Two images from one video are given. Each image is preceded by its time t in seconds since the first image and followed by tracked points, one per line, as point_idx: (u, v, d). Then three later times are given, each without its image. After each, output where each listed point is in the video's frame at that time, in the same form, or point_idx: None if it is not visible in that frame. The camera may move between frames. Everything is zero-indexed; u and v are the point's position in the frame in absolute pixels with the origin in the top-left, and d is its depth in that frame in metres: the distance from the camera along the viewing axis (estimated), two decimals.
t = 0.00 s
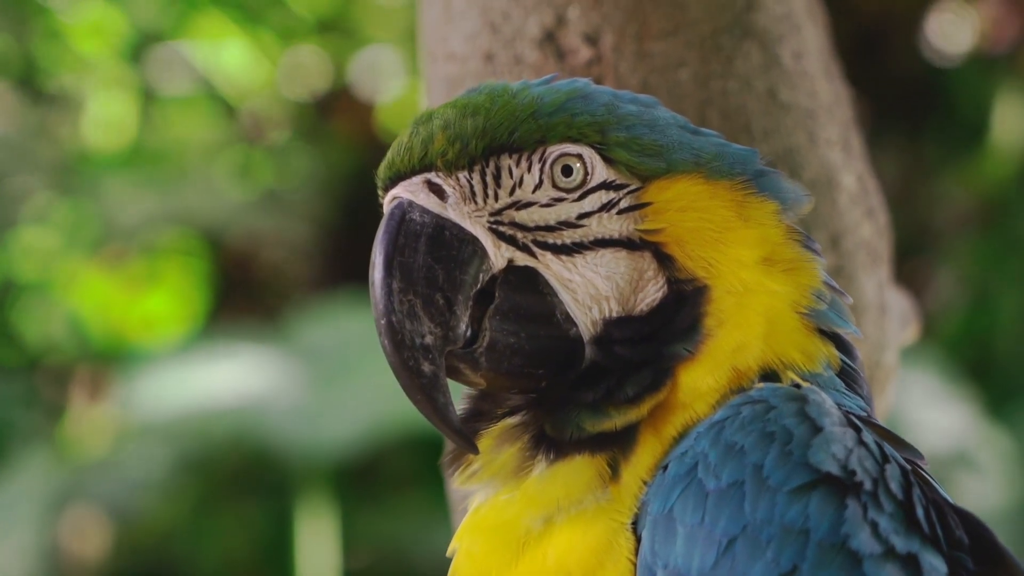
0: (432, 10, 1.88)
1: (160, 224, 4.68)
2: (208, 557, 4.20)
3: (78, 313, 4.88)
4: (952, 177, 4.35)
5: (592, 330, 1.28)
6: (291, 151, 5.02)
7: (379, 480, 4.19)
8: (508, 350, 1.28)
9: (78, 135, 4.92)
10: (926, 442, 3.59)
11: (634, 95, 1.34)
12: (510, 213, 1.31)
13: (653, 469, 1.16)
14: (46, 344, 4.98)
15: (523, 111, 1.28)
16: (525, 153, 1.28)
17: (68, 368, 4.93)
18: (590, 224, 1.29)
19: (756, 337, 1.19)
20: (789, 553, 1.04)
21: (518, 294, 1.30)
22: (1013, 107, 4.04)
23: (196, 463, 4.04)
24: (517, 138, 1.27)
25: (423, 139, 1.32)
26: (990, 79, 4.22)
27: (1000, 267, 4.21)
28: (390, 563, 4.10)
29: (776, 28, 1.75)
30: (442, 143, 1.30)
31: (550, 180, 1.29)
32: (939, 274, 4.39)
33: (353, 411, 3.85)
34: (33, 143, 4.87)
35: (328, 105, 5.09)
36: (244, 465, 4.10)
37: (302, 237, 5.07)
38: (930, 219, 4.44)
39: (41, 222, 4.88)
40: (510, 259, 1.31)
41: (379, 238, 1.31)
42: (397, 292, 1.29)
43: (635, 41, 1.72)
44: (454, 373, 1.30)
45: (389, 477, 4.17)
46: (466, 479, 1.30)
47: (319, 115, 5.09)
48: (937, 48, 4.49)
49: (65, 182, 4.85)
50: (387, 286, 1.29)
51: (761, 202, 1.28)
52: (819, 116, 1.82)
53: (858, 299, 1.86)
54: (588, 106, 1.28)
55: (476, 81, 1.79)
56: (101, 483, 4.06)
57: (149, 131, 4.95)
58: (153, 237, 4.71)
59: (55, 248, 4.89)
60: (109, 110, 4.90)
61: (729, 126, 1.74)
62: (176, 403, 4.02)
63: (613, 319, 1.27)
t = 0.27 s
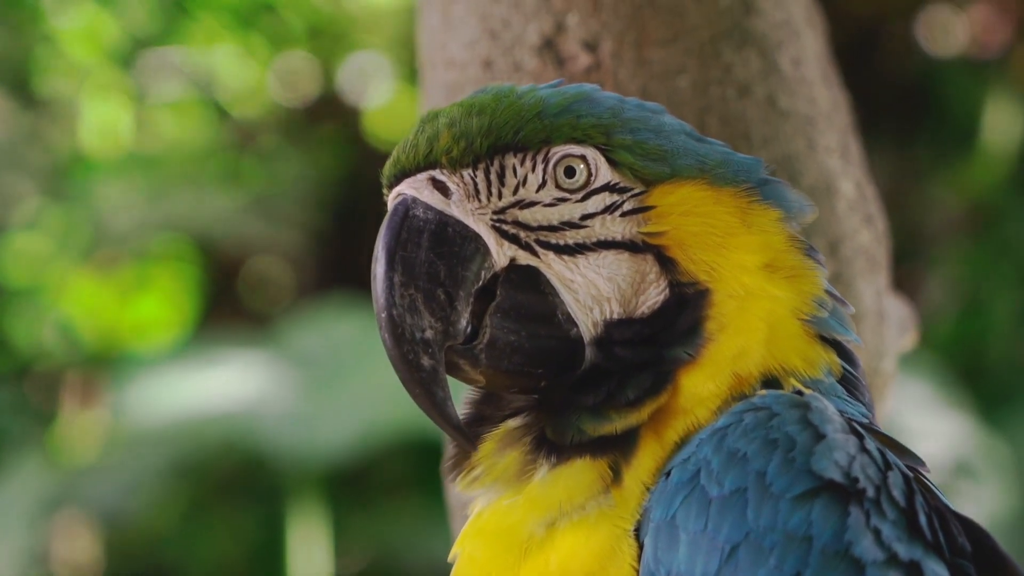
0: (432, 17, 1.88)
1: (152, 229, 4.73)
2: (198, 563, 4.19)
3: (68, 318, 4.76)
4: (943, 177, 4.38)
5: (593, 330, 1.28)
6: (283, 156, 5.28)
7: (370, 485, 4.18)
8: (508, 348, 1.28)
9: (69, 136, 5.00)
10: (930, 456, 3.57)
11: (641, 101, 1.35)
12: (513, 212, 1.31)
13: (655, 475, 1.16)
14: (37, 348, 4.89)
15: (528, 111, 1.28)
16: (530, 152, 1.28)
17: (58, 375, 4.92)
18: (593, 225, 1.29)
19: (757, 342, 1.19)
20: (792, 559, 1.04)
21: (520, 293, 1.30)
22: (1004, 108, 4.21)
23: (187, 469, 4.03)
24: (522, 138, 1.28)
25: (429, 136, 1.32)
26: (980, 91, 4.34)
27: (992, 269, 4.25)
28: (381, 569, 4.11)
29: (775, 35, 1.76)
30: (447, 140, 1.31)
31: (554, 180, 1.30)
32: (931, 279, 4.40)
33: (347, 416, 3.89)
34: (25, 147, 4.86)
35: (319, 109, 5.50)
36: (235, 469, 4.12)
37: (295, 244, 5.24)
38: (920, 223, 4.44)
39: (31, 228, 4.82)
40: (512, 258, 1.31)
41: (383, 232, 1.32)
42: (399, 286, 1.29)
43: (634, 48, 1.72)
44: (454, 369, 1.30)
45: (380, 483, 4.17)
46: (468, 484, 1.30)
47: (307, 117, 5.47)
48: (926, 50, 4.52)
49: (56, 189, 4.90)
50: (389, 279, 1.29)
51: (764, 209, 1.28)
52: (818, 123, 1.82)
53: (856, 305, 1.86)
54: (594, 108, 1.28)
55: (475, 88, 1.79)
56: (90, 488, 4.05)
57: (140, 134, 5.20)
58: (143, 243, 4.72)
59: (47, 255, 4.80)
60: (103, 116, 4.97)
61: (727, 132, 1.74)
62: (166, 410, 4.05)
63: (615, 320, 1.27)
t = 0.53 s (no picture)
0: (429, 23, 1.89)
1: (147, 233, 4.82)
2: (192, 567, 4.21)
3: (61, 322, 4.78)
4: (936, 182, 4.40)
5: (591, 336, 1.28)
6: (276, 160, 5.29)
7: (363, 489, 4.17)
8: (507, 353, 1.28)
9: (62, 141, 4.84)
10: (926, 460, 3.51)
11: (639, 108, 1.35)
12: (511, 218, 1.31)
13: (655, 481, 1.16)
14: (27, 351, 4.82)
15: (526, 117, 1.29)
16: (528, 158, 1.29)
17: (50, 378, 4.89)
18: (591, 231, 1.30)
19: (756, 347, 1.19)
20: (794, 566, 1.04)
21: (518, 299, 1.30)
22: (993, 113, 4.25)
23: (180, 473, 4.02)
24: (520, 144, 1.28)
25: (427, 143, 1.33)
26: (972, 93, 4.33)
27: (982, 273, 4.24)
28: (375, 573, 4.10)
29: (772, 43, 1.77)
30: (445, 147, 1.31)
31: (551, 187, 1.30)
32: (924, 282, 4.41)
33: (342, 418, 3.89)
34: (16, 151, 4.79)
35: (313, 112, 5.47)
36: (227, 474, 4.10)
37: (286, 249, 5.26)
38: (914, 227, 4.46)
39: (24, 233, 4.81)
40: (511, 263, 1.32)
41: (381, 238, 1.32)
42: (397, 292, 1.29)
43: (632, 55, 1.72)
44: (453, 375, 1.30)
45: (374, 487, 4.17)
46: (468, 490, 1.30)
47: (300, 123, 5.44)
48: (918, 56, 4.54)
49: (49, 193, 4.85)
50: (388, 285, 1.29)
51: (762, 215, 1.28)
52: (815, 130, 1.83)
53: (853, 311, 1.86)
54: (592, 115, 1.29)
55: (473, 94, 1.79)
56: (83, 492, 4.04)
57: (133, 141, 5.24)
58: (136, 248, 4.81)
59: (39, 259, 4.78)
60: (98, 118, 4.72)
61: (725, 139, 1.74)
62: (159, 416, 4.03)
63: (613, 326, 1.27)
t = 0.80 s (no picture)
0: (426, 30, 1.89)
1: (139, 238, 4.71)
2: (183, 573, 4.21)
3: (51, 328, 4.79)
4: (928, 188, 4.40)
5: (589, 344, 1.28)
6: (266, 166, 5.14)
7: (354, 496, 4.16)
8: (504, 362, 1.28)
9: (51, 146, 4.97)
10: (925, 470, 3.44)
11: (635, 117, 1.35)
12: (509, 227, 1.31)
13: (655, 488, 1.16)
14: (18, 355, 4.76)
15: (523, 126, 1.29)
16: (525, 167, 1.29)
17: (40, 380, 4.76)
18: (588, 239, 1.30)
19: (753, 354, 1.20)
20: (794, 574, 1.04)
21: (516, 307, 1.30)
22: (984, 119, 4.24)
23: (171, 479, 4.00)
24: (517, 153, 1.28)
25: (424, 153, 1.33)
26: (961, 97, 4.35)
27: (975, 280, 4.27)
28: None
29: (769, 50, 1.78)
30: (442, 157, 1.31)
31: (548, 196, 1.30)
32: (917, 288, 4.41)
33: (334, 422, 3.90)
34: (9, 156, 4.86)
35: (302, 117, 5.34)
36: (217, 480, 4.09)
37: (281, 255, 5.03)
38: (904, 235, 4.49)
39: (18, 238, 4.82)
40: (508, 272, 1.32)
41: (379, 248, 1.32)
42: (396, 301, 1.29)
43: (630, 63, 1.73)
44: (451, 384, 1.30)
45: (365, 493, 4.15)
46: (468, 499, 1.30)
47: (288, 127, 5.31)
48: (909, 60, 4.55)
49: (42, 199, 4.88)
50: (386, 295, 1.29)
51: (759, 223, 1.28)
52: (812, 138, 1.83)
53: (851, 319, 1.87)
54: (588, 123, 1.29)
55: (471, 102, 1.79)
56: (75, 499, 4.04)
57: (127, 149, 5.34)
58: (128, 253, 4.72)
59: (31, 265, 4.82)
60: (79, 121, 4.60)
61: (723, 147, 1.74)
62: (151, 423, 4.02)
63: (610, 334, 1.27)
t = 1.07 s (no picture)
0: (424, 34, 1.89)
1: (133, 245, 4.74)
2: None
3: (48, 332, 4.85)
4: (923, 194, 4.41)
5: (586, 348, 1.28)
6: (260, 170, 5.14)
7: (348, 500, 4.18)
8: (501, 365, 1.28)
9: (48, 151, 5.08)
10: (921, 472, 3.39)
11: (632, 121, 1.36)
12: (506, 230, 1.31)
13: (651, 491, 1.16)
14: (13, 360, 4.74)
15: (520, 131, 1.29)
16: (522, 171, 1.29)
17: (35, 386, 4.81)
18: (585, 243, 1.30)
19: (750, 358, 1.20)
20: None
21: (513, 310, 1.30)
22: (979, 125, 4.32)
23: (166, 483, 4.01)
24: (514, 157, 1.29)
25: (421, 157, 1.33)
26: (955, 106, 4.37)
27: (971, 282, 4.28)
28: None
29: (767, 55, 1.78)
30: (440, 161, 1.31)
31: (546, 200, 1.30)
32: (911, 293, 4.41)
33: (330, 427, 3.91)
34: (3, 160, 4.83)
35: (297, 121, 5.33)
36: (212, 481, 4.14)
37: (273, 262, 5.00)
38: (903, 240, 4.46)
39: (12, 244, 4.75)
40: (505, 276, 1.32)
41: (376, 251, 1.32)
42: (393, 305, 1.29)
43: (628, 67, 1.73)
44: (448, 387, 1.30)
45: (360, 498, 4.17)
46: (465, 503, 1.30)
47: (286, 131, 5.31)
48: (906, 67, 4.49)
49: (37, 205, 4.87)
50: (383, 298, 1.30)
51: (756, 228, 1.29)
52: (810, 142, 1.84)
53: (847, 323, 1.87)
54: (585, 128, 1.29)
55: (469, 106, 1.79)
56: (68, 505, 4.03)
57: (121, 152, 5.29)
58: (122, 259, 4.78)
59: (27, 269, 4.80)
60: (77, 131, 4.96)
61: (720, 152, 1.75)
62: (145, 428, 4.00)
63: (607, 338, 1.27)
